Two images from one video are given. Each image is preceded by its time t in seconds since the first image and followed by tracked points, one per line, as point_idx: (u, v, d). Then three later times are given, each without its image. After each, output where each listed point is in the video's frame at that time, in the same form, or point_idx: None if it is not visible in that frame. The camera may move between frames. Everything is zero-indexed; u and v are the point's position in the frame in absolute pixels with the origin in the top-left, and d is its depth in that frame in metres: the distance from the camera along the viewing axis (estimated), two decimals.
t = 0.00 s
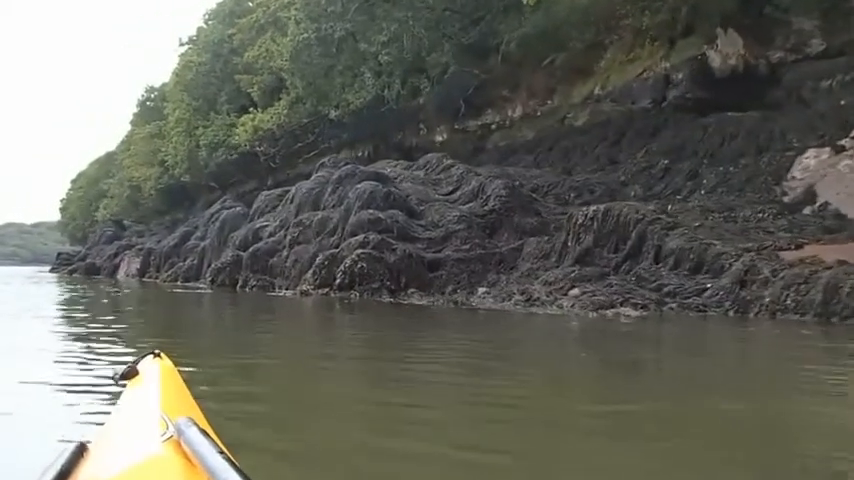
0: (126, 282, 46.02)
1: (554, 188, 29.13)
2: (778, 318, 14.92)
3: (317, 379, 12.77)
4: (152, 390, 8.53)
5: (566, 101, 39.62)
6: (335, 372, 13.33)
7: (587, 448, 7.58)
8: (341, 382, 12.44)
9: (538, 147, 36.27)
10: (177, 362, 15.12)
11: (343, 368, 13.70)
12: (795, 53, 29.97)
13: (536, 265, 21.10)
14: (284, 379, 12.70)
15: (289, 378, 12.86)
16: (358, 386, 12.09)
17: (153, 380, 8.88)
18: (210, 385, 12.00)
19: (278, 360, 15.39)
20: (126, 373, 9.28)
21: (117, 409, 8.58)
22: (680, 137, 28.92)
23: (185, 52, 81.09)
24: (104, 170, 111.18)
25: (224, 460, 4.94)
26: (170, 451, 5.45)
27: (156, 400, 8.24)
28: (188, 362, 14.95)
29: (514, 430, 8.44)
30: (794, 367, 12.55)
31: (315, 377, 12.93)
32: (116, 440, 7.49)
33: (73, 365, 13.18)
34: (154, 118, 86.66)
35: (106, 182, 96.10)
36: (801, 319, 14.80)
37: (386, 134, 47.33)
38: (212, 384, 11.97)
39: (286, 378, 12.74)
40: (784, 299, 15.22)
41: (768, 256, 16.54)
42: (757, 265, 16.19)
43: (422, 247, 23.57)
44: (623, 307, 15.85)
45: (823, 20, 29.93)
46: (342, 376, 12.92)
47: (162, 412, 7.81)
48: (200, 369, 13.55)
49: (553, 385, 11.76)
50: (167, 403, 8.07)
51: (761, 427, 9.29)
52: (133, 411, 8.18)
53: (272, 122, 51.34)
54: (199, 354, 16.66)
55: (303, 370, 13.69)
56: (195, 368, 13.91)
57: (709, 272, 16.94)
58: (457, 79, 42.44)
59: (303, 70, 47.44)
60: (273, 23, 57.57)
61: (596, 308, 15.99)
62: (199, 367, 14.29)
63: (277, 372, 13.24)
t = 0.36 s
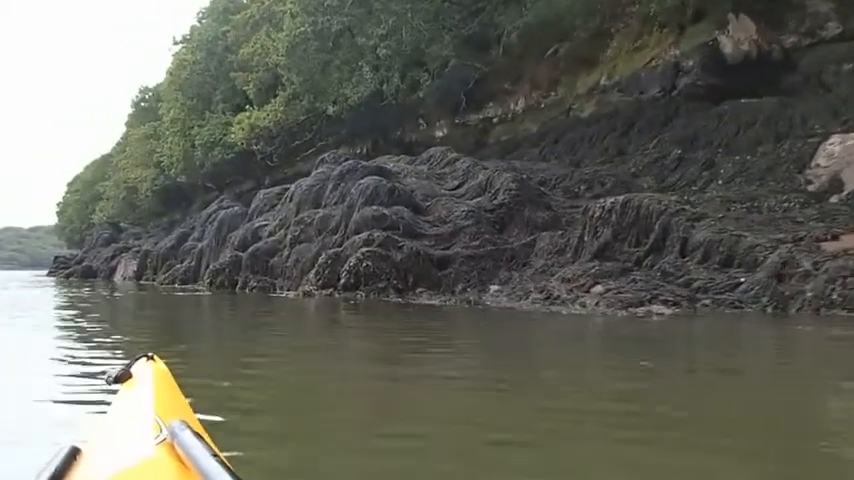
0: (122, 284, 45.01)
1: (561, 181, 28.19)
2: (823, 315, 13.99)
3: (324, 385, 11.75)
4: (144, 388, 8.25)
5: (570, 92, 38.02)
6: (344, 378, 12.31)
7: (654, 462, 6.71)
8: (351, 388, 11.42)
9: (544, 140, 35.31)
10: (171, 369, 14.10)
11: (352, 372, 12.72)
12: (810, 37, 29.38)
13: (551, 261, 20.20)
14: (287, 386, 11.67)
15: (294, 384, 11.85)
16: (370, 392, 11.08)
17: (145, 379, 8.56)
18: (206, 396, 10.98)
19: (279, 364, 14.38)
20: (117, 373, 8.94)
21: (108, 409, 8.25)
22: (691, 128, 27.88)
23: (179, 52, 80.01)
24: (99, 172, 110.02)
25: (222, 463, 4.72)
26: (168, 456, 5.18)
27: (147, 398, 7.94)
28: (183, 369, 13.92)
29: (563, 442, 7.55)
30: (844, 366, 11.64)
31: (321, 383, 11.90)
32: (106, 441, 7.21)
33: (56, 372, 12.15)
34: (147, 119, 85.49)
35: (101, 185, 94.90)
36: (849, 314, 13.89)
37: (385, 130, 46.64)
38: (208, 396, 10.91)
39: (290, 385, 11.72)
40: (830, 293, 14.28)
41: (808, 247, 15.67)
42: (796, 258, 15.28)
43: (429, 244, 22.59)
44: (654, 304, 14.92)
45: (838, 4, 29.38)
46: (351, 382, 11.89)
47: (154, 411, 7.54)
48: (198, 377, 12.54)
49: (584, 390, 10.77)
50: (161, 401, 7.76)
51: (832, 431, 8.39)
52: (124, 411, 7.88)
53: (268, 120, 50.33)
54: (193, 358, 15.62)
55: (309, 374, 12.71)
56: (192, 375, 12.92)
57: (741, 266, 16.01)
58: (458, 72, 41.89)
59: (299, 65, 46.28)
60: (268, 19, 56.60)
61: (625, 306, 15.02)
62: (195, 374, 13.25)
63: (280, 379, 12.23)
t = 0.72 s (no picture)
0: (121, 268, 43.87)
1: (579, 185, 26.87)
2: None
3: (326, 393, 10.45)
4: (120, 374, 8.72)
5: (590, 94, 35.94)
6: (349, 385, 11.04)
7: None
8: (356, 399, 10.15)
9: (560, 142, 34.04)
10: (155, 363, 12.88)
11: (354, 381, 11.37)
12: (845, 48, 29.03)
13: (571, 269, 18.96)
14: (285, 392, 10.36)
15: (294, 390, 10.55)
16: (379, 405, 9.81)
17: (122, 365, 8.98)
18: (192, 399, 9.73)
19: (275, 363, 13.12)
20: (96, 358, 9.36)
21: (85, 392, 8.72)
22: (720, 135, 26.63)
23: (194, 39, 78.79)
24: (107, 157, 108.69)
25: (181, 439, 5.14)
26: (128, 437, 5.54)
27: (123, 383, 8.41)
28: (168, 364, 12.69)
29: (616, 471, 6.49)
30: None
31: (326, 390, 10.62)
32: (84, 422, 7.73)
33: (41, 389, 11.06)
34: (157, 105, 84.25)
35: (107, 169, 93.72)
36: None
37: (395, 126, 44.91)
38: (195, 401, 9.65)
39: (287, 391, 10.42)
40: None
41: None
42: (851, 280, 14.38)
43: (442, 244, 21.39)
44: (697, 323, 13.77)
45: None
46: (355, 391, 10.61)
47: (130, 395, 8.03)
48: (186, 376, 11.31)
49: (617, 416, 9.57)
50: (137, 384, 8.34)
51: None
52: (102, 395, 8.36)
53: (277, 109, 49.17)
54: (180, 352, 14.33)
55: (308, 378, 11.44)
56: (178, 373, 11.69)
57: (786, 285, 14.95)
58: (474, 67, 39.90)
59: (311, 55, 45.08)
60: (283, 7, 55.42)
61: (662, 324, 13.85)
62: (180, 370, 11.98)
63: (277, 382, 10.97)
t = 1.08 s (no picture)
0: (130, 264, 42.92)
1: (609, 197, 25.80)
2: None
3: (342, 409, 9.28)
4: (120, 374, 8.79)
5: (619, 105, 34.72)
6: (365, 401, 9.88)
7: None
8: (376, 416, 8.98)
9: (587, 152, 32.97)
10: (155, 367, 11.74)
11: (372, 398, 10.13)
12: None
13: (606, 285, 17.89)
14: (294, 407, 9.18)
15: (305, 405, 9.39)
16: (402, 424, 8.62)
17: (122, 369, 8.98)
18: (202, 410, 8.67)
19: (286, 372, 11.97)
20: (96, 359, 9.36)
21: (85, 391, 8.76)
22: (759, 151, 25.54)
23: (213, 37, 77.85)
24: (121, 152, 107.81)
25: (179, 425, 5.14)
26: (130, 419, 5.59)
27: (123, 383, 8.47)
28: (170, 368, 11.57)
29: None
30: None
31: (341, 406, 9.45)
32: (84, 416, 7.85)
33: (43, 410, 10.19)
34: (173, 102, 83.32)
35: (121, 164, 92.84)
36: None
37: (414, 132, 43.71)
38: (195, 413, 8.51)
39: (297, 405, 9.22)
40: None
41: None
42: None
43: (466, 253, 20.29)
44: (755, 351, 12.65)
45: None
46: (375, 408, 9.44)
47: (130, 394, 8.12)
48: (189, 385, 10.18)
49: (674, 444, 8.51)
50: (133, 378, 8.79)
51: None
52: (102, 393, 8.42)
53: (295, 109, 48.13)
54: (183, 355, 13.21)
55: (321, 393, 10.23)
56: (180, 379, 10.56)
57: (849, 313, 14.08)
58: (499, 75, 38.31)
59: (334, 55, 44.12)
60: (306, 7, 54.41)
61: (715, 351, 12.73)
62: (183, 375, 10.84)
63: (289, 395, 9.82)
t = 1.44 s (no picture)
0: (140, 279, 42.02)
1: (634, 193, 24.76)
2: None
3: (369, 426, 8.21)
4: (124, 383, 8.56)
5: (638, 98, 34.14)
6: (398, 419, 8.85)
7: None
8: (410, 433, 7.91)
9: (607, 148, 31.96)
10: (168, 386, 10.72)
11: (402, 412, 9.06)
12: None
13: (643, 284, 16.89)
14: (318, 428, 8.13)
15: (328, 424, 8.34)
16: (439, 439, 7.54)
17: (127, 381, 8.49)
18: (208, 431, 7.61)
19: (308, 385, 10.95)
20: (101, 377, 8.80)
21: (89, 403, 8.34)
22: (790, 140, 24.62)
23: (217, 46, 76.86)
24: (128, 166, 106.92)
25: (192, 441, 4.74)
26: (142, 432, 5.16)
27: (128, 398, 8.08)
28: (180, 386, 10.55)
29: None
30: None
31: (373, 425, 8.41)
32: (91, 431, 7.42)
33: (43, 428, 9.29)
34: (179, 113, 82.39)
35: (129, 178, 92.04)
36: None
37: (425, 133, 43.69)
38: (205, 431, 7.44)
39: (320, 427, 8.17)
40: None
41: None
42: None
43: (492, 255, 19.30)
44: (822, 352, 11.68)
45: None
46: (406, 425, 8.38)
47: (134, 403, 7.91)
48: (204, 404, 9.13)
49: (753, 454, 7.45)
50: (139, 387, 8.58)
51: None
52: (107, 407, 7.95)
53: (303, 115, 47.14)
54: (195, 370, 12.16)
55: (348, 411, 9.18)
56: (192, 399, 9.50)
57: None
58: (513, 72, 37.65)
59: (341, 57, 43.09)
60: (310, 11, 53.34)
61: (781, 354, 11.76)
62: (194, 394, 9.81)
63: (314, 416, 8.78)
